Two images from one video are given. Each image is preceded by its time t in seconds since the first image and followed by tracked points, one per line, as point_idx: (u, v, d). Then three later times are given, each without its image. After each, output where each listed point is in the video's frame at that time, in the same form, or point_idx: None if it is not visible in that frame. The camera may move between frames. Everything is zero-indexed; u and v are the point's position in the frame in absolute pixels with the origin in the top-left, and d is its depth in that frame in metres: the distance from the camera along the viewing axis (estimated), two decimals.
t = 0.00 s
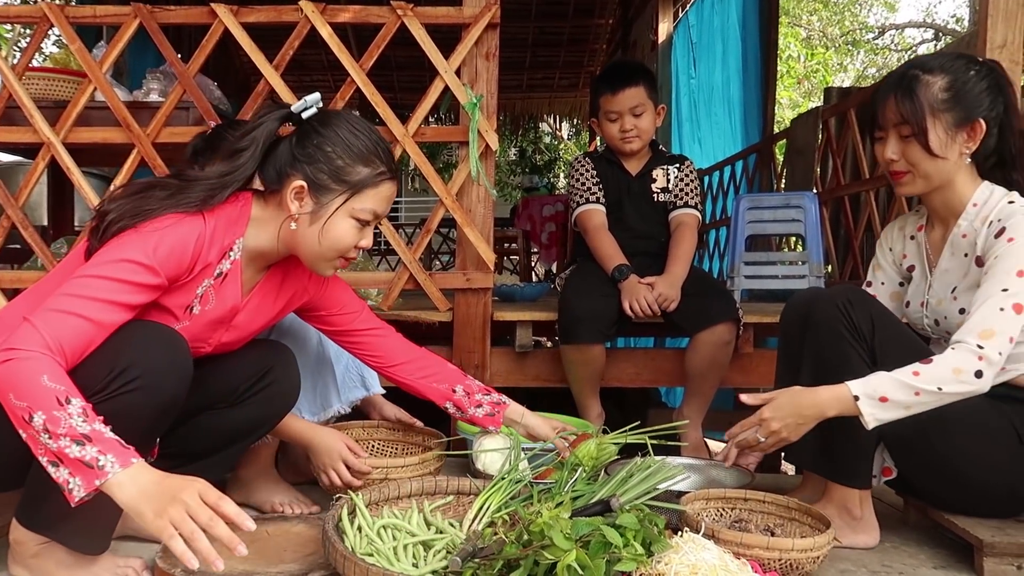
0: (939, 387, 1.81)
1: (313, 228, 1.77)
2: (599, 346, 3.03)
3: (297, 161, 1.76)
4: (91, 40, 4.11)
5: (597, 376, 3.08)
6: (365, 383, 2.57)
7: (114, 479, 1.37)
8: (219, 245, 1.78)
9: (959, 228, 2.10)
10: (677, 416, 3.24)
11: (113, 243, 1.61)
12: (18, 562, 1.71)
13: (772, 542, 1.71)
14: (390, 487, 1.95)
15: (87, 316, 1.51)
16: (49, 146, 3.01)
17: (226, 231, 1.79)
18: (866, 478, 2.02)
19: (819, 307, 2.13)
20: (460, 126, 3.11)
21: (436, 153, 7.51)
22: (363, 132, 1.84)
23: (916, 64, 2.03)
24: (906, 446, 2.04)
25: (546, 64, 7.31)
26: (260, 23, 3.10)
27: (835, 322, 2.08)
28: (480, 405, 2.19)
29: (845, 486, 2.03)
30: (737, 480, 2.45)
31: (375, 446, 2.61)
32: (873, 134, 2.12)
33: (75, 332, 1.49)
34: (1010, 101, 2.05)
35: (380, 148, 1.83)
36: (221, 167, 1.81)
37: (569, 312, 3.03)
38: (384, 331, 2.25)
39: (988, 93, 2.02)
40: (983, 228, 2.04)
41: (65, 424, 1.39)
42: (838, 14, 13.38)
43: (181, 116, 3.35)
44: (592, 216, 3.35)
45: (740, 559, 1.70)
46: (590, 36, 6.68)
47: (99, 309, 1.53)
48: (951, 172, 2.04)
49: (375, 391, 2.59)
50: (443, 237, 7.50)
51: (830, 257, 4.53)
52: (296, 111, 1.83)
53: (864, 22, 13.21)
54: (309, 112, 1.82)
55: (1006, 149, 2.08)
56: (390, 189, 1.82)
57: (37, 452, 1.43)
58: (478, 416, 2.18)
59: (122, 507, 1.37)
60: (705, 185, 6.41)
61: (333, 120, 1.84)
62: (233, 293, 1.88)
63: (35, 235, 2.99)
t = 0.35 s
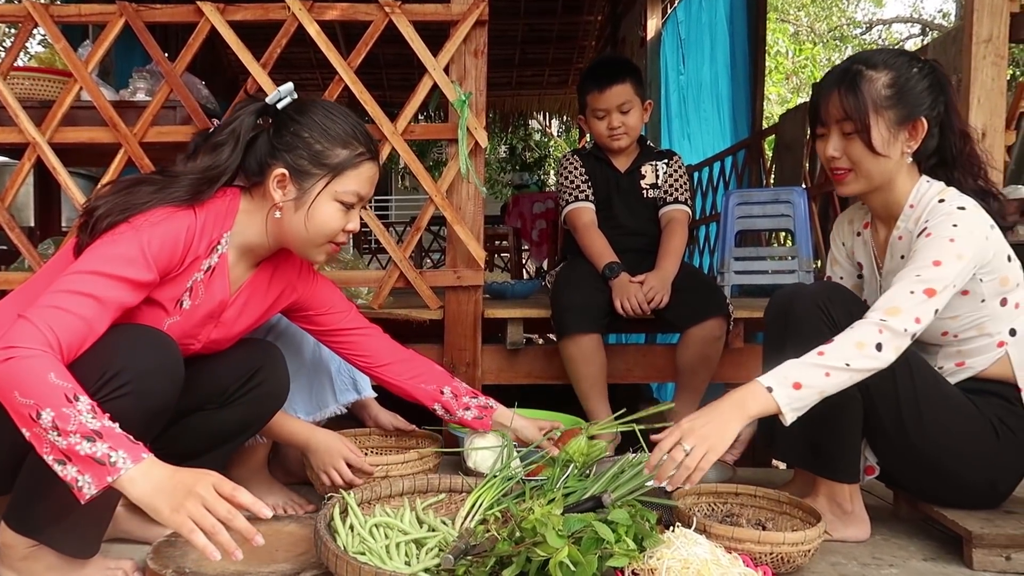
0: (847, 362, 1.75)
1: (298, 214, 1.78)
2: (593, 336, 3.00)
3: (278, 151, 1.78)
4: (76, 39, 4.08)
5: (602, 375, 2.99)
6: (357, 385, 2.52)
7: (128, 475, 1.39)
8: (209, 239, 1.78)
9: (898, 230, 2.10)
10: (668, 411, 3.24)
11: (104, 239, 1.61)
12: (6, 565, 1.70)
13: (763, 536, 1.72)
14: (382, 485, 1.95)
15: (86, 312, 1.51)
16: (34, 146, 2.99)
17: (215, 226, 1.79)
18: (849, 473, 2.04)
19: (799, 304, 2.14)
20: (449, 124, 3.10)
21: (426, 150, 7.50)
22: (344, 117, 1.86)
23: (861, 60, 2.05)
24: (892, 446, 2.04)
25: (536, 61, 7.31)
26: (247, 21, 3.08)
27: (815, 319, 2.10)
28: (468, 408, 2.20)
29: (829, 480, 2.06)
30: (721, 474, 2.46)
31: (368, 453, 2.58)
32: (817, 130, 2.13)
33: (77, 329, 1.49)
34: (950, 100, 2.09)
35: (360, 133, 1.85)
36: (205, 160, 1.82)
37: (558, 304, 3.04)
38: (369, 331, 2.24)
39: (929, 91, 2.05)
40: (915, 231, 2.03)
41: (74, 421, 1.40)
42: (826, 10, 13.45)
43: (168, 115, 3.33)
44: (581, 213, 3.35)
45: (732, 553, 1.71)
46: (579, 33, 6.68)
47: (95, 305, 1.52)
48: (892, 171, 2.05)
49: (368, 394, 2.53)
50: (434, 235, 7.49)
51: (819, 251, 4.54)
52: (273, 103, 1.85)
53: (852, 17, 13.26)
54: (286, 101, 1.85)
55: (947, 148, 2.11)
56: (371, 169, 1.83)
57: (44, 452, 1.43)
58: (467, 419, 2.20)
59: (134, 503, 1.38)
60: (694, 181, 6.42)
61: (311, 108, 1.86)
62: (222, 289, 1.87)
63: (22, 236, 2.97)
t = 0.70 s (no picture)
0: (781, 371, 1.72)
1: (277, 195, 1.76)
2: (587, 327, 3.00)
3: (257, 129, 1.75)
4: (69, 33, 4.05)
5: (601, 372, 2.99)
6: (353, 385, 2.59)
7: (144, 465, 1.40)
8: (187, 225, 1.76)
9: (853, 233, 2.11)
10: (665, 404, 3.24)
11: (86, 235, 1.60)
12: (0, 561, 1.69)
13: (760, 528, 1.72)
14: (379, 480, 1.95)
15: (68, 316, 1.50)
16: (27, 142, 2.97)
17: (194, 210, 1.77)
18: (845, 467, 2.02)
19: (789, 298, 2.13)
20: (444, 117, 3.09)
21: (422, 144, 7.49)
22: (324, 94, 1.83)
23: (814, 60, 2.03)
24: (878, 437, 2.05)
25: (531, 55, 7.29)
26: (240, 14, 3.07)
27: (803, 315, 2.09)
28: (426, 346, 2.27)
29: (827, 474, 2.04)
30: (717, 466, 2.47)
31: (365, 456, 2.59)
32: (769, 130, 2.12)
33: (66, 334, 1.48)
34: (906, 104, 2.08)
35: (341, 112, 1.82)
36: (182, 140, 1.79)
37: (550, 297, 3.04)
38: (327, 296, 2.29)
39: (883, 94, 2.03)
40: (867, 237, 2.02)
41: (77, 424, 1.40)
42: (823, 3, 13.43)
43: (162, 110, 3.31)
44: (577, 207, 3.35)
45: (729, 546, 1.71)
46: (575, 26, 6.66)
47: (82, 306, 1.52)
48: (841, 175, 2.04)
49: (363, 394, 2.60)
50: (431, 229, 7.48)
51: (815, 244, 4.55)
52: (253, 78, 1.80)
53: (847, 9, 13.24)
54: (268, 77, 1.81)
55: (903, 152, 2.10)
56: (353, 151, 1.81)
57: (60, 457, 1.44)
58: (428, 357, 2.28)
59: (153, 491, 1.39)
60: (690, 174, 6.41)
61: (291, 84, 1.82)
62: (205, 275, 1.86)
63: (16, 232, 2.95)
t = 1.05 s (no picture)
0: (796, 343, 1.74)
1: (195, 136, 1.67)
2: (588, 318, 2.99)
3: (173, 70, 1.68)
4: (65, 19, 4.02)
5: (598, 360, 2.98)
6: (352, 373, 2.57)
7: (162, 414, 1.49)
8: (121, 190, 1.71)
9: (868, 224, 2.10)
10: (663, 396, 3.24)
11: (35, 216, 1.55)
12: None
13: (759, 520, 1.73)
14: (376, 470, 1.95)
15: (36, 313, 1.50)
16: (23, 128, 2.95)
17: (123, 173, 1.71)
18: (845, 460, 2.04)
19: (793, 290, 2.12)
20: (443, 106, 3.07)
21: (420, 133, 7.46)
22: (248, 38, 1.76)
23: (833, 47, 2.04)
24: (881, 430, 2.05)
25: (530, 44, 7.25)
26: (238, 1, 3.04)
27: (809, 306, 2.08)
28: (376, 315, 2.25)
29: (828, 467, 2.05)
30: (713, 458, 2.47)
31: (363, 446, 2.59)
32: (786, 116, 2.12)
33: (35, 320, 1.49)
34: (923, 93, 2.08)
35: (261, 52, 1.75)
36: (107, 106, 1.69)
37: (551, 289, 3.04)
38: (270, 247, 2.25)
39: (901, 82, 2.04)
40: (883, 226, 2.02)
41: (84, 396, 1.47)
42: None
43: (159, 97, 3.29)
44: (576, 196, 3.33)
45: (728, 538, 1.71)
46: (575, 15, 6.62)
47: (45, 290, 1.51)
48: (858, 163, 2.04)
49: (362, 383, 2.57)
50: (428, 219, 7.46)
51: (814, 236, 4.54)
52: (171, 20, 1.75)
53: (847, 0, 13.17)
54: (185, 18, 1.76)
55: (920, 142, 2.10)
56: (274, 91, 1.71)
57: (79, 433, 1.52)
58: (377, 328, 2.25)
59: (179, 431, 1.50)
60: (689, 165, 6.39)
61: (210, 24, 1.75)
62: (157, 242, 1.80)
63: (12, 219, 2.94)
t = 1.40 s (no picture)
0: (850, 295, 1.82)
1: (113, 117, 1.63)
2: (585, 327, 3.00)
3: (88, 50, 1.63)
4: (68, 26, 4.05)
5: (595, 370, 2.99)
6: (350, 381, 2.56)
7: (63, 461, 1.47)
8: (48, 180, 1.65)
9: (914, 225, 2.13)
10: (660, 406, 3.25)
11: None
12: None
13: (754, 532, 1.73)
14: (375, 478, 1.95)
15: None
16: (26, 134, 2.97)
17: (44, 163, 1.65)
18: (847, 469, 2.04)
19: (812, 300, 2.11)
20: (444, 116, 3.09)
21: (419, 142, 7.49)
22: (167, 15, 1.72)
23: (890, 52, 2.06)
24: (894, 441, 2.05)
25: (530, 53, 7.28)
26: (241, 9, 3.07)
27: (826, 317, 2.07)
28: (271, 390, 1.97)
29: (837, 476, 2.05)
30: (710, 469, 2.49)
31: (360, 454, 2.59)
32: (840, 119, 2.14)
33: None
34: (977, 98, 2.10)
35: (179, 28, 1.69)
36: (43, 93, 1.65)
37: (549, 298, 3.06)
38: (219, 254, 2.07)
39: (956, 87, 2.06)
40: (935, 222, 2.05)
41: None
42: (821, 6, 13.45)
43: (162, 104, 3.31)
44: (574, 207, 3.35)
45: (723, 550, 1.72)
46: (575, 25, 6.66)
47: None
48: (914, 165, 2.05)
49: (360, 392, 2.55)
50: (427, 227, 7.48)
51: (812, 248, 4.56)
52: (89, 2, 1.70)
53: (846, 13, 13.24)
54: None
55: (971, 147, 2.10)
56: (193, 67, 1.66)
57: None
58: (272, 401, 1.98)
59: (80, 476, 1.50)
60: (689, 176, 6.42)
61: (128, 3, 1.71)
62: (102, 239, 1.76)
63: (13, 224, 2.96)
